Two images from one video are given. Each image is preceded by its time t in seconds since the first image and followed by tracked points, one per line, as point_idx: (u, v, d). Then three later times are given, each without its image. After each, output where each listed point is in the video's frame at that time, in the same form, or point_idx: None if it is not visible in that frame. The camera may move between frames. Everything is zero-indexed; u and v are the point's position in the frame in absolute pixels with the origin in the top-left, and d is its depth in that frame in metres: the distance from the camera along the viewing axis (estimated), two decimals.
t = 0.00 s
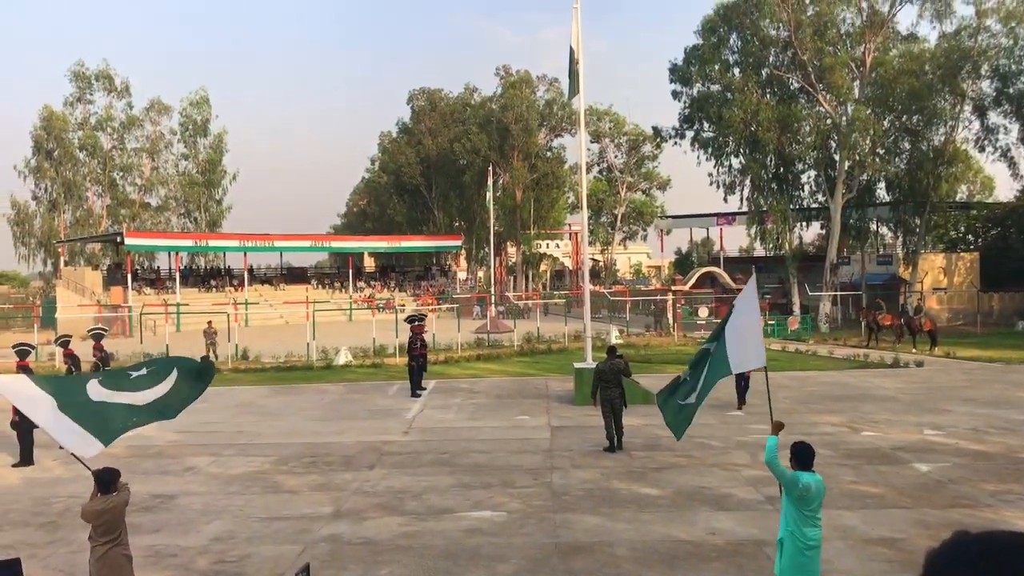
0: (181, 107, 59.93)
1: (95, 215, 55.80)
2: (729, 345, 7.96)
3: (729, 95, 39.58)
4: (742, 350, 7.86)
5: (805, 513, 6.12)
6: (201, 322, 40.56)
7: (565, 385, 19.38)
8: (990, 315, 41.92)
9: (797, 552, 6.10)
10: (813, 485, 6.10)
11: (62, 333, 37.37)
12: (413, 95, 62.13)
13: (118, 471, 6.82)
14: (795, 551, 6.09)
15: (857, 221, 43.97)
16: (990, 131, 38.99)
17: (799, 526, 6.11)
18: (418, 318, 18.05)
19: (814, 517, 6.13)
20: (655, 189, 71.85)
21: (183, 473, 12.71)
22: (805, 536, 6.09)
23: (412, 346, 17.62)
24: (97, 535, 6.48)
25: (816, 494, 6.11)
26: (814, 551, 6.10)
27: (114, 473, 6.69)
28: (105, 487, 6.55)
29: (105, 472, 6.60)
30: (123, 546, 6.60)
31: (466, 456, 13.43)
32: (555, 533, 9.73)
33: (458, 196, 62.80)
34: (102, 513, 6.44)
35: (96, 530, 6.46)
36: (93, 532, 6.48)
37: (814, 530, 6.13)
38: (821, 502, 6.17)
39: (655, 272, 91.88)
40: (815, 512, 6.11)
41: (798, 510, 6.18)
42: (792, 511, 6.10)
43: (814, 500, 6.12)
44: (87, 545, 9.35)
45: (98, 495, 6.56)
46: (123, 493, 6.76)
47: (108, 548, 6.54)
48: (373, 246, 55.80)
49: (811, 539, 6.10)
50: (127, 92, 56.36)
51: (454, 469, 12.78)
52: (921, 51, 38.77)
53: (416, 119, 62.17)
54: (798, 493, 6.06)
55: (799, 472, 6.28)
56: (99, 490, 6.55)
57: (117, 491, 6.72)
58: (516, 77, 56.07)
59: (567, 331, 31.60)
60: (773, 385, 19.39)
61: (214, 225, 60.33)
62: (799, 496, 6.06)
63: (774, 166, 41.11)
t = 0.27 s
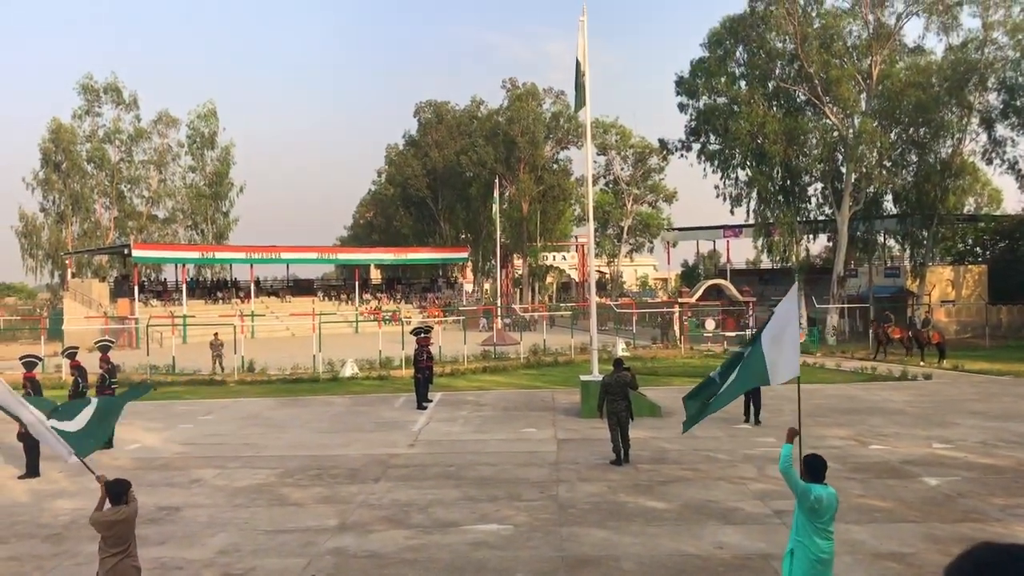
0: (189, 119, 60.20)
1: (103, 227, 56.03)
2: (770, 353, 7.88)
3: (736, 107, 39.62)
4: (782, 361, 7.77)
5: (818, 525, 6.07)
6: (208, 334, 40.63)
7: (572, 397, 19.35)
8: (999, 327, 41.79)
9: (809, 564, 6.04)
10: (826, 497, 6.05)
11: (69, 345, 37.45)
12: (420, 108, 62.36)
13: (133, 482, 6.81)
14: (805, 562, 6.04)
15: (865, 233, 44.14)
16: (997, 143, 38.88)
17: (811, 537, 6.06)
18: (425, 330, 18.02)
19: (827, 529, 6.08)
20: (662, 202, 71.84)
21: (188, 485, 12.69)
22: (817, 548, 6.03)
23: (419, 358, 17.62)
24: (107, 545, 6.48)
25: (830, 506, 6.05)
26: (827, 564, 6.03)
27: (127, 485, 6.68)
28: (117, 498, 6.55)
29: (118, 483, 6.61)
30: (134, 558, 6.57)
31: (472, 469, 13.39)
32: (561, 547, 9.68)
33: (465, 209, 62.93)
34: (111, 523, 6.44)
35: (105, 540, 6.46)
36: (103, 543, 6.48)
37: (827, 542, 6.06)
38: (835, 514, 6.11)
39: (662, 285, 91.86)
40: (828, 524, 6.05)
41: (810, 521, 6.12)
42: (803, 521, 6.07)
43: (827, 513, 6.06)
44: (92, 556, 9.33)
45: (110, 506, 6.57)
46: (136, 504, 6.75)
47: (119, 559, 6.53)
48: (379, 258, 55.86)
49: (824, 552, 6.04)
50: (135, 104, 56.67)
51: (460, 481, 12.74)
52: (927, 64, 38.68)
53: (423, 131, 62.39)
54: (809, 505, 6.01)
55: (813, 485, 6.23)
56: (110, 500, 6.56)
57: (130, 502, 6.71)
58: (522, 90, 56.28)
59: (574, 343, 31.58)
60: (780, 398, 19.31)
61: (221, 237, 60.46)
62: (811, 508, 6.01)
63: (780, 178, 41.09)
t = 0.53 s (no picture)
0: (192, 126, 60.32)
1: (106, 234, 56.12)
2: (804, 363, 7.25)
3: (738, 114, 39.62)
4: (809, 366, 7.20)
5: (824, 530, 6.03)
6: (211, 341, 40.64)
7: (575, 404, 19.35)
8: (1003, 333, 41.78)
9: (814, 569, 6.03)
10: (832, 503, 6.02)
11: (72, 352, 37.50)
12: (423, 114, 62.11)
13: (142, 489, 6.79)
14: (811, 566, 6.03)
15: (867, 239, 44.17)
16: (1001, 149, 38.88)
17: (816, 542, 6.03)
18: (428, 337, 18.01)
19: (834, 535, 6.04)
20: (665, 209, 71.85)
21: (191, 492, 12.68)
22: (824, 554, 6.01)
23: (421, 365, 17.62)
24: (116, 552, 6.48)
25: (836, 513, 6.02)
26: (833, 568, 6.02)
27: (136, 491, 6.65)
28: (125, 505, 6.53)
29: (126, 489, 6.58)
30: (142, 565, 6.55)
31: (474, 475, 13.38)
32: (564, 554, 9.65)
33: (468, 216, 63.00)
34: (120, 531, 6.43)
35: (115, 547, 6.46)
36: (113, 550, 6.48)
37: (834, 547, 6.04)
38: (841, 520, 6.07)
39: (664, 291, 92.07)
40: (834, 531, 6.02)
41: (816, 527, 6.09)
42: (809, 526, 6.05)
43: (834, 520, 6.03)
44: (94, 563, 9.30)
45: (119, 513, 6.55)
46: (146, 511, 6.73)
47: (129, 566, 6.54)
48: (382, 265, 55.92)
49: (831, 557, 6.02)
50: (138, 112, 56.79)
51: (462, 489, 12.72)
52: (929, 69, 38.53)
53: (425, 138, 62.32)
54: (815, 511, 5.99)
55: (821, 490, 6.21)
56: (119, 507, 6.54)
57: (139, 509, 6.69)
58: (524, 97, 56.23)
59: (576, 350, 31.57)
60: (783, 405, 19.29)
61: (224, 243, 60.52)
62: (817, 514, 5.98)
63: (783, 185, 41.12)
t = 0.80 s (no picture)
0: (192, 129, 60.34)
1: (107, 236, 56.14)
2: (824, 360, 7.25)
3: (738, 116, 39.69)
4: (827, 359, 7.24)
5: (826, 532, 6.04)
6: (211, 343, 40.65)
7: (575, 406, 19.36)
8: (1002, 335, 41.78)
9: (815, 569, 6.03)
10: (833, 504, 6.02)
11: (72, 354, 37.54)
12: (422, 116, 62.23)
13: (147, 492, 6.80)
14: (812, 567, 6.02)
15: (867, 241, 44.14)
16: (1000, 151, 38.90)
17: (817, 543, 6.04)
18: (428, 339, 18.02)
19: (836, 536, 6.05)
20: (664, 210, 71.90)
21: (192, 494, 12.70)
22: (826, 554, 6.02)
23: (422, 367, 17.64)
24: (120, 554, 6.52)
25: (838, 514, 6.03)
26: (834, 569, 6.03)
27: (139, 495, 6.67)
28: (128, 509, 6.55)
29: (128, 494, 6.60)
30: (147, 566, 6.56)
31: (475, 478, 13.39)
32: (565, 556, 9.66)
33: (468, 218, 63.05)
34: (124, 535, 6.46)
35: (120, 551, 6.49)
36: (120, 555, 6.52)
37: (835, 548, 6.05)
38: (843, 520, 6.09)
39: (664, 293, 92.19)
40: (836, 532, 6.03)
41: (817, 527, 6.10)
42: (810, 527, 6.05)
43: (835, 520, 6.04)
44: (96, 565, 9.31)
45: (122, 517, 6.57)
46: (151, 514, 6.74)
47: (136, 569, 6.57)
48: (382, 267, 55.94)
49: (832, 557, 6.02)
50: (139, 114, 56.84)
51: (463, 491, 12.73)
52: (929, 71, 38.64)
53: (425, 140, 62.39)
54: (815, 513, 5.99)
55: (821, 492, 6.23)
56: (122, 511, 6.56)
57: (144, 512, 6.71)
58: (524, 99, 56.29)
59: (577, 352, 31.58)
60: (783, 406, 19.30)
61: (224, 246, 60.52)
62: (818, 515, 5.98)
63: (783, 187, 41.16)
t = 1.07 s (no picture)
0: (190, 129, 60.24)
1: (104, 237, 56.08)
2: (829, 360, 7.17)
3: (735, 115, 39.74)
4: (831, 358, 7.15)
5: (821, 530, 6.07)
6: (209, 344, 40.62)
7: (573, 406, 19.37)
8: (1000, 333, 41.83)
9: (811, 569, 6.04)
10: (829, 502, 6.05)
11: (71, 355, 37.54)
12: (420, 116, 62.25)
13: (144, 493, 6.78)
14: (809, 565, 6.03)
15: (864, 240, 44.14)
16: (997, 149, 38.94)
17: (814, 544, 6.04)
18: (426, 338, 18.02)
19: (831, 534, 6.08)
20: (662, 210, 71.94)
21: (189, 494, 12.69)
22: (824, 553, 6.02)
23: (419, 367, 17.64)
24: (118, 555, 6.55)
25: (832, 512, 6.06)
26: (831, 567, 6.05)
27: (133, 498, 6.63)
28: (122, 512, 6.54)
29: (121, 497, 6.58)
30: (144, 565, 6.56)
31: (473, 477, 13.39)
32: (563, 555, 9.65)
33: (465, 218, 63.06)
34: (119, 538, 6.47)
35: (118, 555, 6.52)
36: (121, 558, 6.55)
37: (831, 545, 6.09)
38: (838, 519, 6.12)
39: (662, 293, 92.26)
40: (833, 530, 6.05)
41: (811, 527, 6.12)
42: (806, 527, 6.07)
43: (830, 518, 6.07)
44: (93, 566, 9.30)
45: (117, 520, 6.58)
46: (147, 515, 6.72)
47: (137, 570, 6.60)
48: (380, 267, 55.92)
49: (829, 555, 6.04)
50: (136, 114, 56.77)
51: (461, 490, 12.72)
52: (926, 70, 38.67)
53: (423, 140, 62.39)
54: (808, 513, 6.02)
55: (815, 491, 6.23)
56: (116, 514, 6.57)
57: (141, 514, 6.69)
58: (522, 98, 56.33)
59: (575, 352, 31.59)
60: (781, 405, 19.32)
61: (222, 246, 60.45)
62: (815, 515, 6.00)
63: (780, 186, 41.21)
